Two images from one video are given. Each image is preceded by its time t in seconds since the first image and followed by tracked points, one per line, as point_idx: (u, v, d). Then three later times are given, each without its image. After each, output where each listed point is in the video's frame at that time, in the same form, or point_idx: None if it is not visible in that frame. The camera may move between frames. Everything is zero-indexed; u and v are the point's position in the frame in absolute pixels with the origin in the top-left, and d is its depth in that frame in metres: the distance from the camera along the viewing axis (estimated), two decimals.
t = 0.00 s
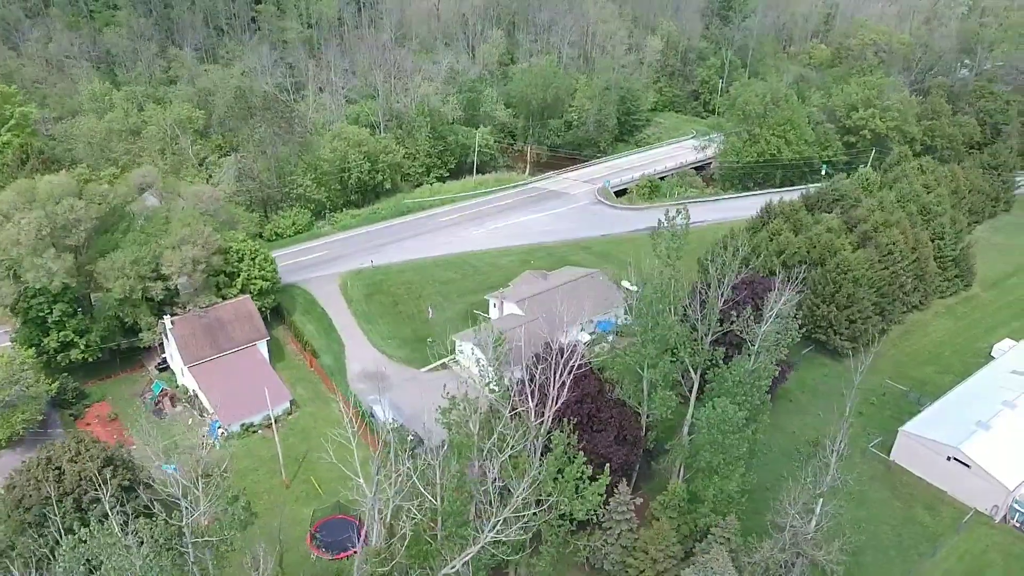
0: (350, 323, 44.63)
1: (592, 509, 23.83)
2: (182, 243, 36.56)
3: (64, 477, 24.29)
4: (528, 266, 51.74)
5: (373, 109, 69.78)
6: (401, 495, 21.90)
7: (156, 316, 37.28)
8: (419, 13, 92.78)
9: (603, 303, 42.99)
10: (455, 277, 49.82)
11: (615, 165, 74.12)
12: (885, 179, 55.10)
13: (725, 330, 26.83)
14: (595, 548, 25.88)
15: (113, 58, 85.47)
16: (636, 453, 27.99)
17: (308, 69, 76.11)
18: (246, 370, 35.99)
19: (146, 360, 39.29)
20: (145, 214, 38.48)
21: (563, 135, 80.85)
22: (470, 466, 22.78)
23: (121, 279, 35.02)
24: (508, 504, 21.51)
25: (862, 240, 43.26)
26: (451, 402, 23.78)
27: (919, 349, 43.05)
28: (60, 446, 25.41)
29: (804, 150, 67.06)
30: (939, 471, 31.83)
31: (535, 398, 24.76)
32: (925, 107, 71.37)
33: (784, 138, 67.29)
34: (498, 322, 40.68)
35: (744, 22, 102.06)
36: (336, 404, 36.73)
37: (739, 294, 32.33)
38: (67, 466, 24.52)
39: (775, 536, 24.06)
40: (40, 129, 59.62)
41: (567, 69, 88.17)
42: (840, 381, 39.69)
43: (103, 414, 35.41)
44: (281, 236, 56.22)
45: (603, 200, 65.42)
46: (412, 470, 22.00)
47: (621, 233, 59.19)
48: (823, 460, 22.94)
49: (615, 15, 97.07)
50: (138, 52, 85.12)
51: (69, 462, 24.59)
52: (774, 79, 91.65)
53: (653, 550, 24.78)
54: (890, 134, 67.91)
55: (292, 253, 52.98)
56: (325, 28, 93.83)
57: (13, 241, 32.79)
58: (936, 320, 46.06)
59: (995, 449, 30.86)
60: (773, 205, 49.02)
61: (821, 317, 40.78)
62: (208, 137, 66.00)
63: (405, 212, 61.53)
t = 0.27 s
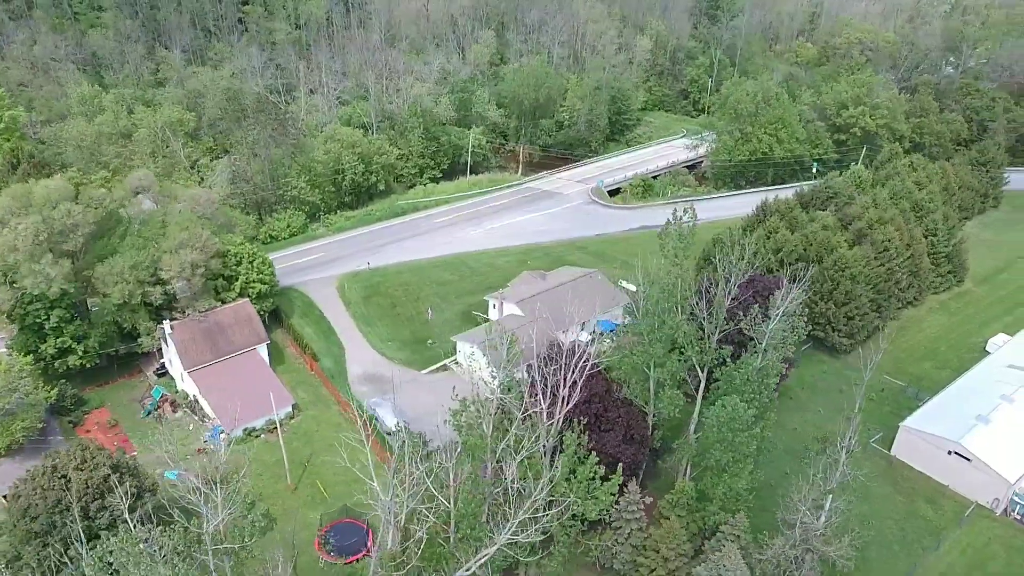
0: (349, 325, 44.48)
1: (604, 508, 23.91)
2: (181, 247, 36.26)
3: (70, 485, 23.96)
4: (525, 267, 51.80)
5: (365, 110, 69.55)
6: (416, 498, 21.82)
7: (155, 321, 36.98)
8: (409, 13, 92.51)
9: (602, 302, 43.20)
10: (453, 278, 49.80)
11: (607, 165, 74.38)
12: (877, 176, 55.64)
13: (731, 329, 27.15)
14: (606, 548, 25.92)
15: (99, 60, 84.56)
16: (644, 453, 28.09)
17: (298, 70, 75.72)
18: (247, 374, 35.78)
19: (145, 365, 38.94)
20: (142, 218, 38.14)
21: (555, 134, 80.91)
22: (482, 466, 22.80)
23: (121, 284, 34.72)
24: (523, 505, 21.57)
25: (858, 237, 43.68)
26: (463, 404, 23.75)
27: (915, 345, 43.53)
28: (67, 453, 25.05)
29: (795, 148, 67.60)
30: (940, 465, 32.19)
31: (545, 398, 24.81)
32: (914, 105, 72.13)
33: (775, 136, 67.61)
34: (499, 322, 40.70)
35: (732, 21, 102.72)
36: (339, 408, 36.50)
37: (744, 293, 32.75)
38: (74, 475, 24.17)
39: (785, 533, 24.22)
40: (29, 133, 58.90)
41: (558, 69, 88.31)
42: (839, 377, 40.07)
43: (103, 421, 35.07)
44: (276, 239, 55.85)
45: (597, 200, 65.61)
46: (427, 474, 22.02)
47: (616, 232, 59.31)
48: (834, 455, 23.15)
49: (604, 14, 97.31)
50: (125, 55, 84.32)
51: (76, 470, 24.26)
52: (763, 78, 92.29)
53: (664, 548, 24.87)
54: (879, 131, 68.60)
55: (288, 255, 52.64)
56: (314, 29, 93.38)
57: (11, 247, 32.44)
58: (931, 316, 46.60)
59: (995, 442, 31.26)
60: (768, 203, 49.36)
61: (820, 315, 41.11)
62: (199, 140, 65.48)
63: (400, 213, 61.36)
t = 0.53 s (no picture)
0: (349, 327, 44.33)
1: (616, 508, 24.00)
2: (182, 250, 35.96)
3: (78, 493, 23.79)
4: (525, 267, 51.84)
5: (361, 111, 69.29)
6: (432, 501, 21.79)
7: (157, 325, 36.68)
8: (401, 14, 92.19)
9: (603, 302, 43.32)
10: (453, 279, 49.72)
11: (602, 164, 74.47)
12: (873, 174, 56.01)
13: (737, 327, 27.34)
14: (617, 548, 26.04)
15: (89, 62, 83.80)
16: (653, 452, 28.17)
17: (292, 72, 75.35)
18: (250, 378, 35.61)
19: (145, 370, 38.58)
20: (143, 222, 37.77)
21: (550, 134, 80.90)
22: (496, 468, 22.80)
23: (122, 288, 34.49)
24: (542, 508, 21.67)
25: (857, 236, 43.94)
26: (476, 406, 23.75)
27: (914, 341, 43.86)
28: (74, 459, 24.84)
29: (790, 147, 67.97)
30: (944, 461, 32.44)
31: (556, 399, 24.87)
32: (906, 104, 72.67)
33: (770, 135, 67.94)
34: (502, 323, 40.73)
35: (724, 20, 103.16)
36: (343, 411, 36.36)
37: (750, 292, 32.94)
38: (82, 482, 24.02)
39: (799, 530, 24.33)
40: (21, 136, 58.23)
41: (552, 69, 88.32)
42: (841, 375, 40.32)
43: (105, 426, 34.74)
44: (273, 241, 55.51)
45: (593, 199, 65.68)
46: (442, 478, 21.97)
47: (613, 232, 59.37)
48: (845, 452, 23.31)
49: (597, 14, 97.42)
50: (116, 57, 83.58)
51: (84, 477, 24.12)
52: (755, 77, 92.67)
53: (676, 546, 24.99)
54: (872, 130, 69.13)
55: (286, 258, 52.35)
56: (306, 31, 92.97)
57: (11, 252, 32.13)
58: (928, 312, 47.00)
59: (998, 438, 31.56)
60: (767, 202, 49.57)
61: (821, 313, 41.24)
62: (193, 142, 65.01)
63: (397, 214, 61.15)
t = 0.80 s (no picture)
0: (347, 329, 44.10)
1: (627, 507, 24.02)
2: (179, 254, 35.60)
3: (84, 502, 23.46)
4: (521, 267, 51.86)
5: (352, 112, 68.96)
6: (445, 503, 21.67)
7: (154, 329, 36.28)
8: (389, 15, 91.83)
9: (601, 302, 43.49)
10: (449, 280, 49.64)
11: (593, 164, 74.63)
12: (864, 171, 56.55)
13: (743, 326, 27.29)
14: (626, 547, 25.98)
15: (73, 64, 82.63)
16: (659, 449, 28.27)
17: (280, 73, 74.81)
18: (251, 382, 35.38)
19: (142, 375, 38.19)
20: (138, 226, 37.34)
21: (541, 134, 80.89)
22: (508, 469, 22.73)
23: (119, 293, 34.04)
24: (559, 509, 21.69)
25: (851, 232, 44.36)
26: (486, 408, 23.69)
27: (908, 336, 44.37)
28: (78, 467, 24.41)
29: (780, 145, 68.51)
30: (944, 454, 32.81)
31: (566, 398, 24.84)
32: (892, 101, 73.42)
33: (759, 133, 68.45)
34: (501, 324, 40.75)
35: (710, 19, 103.67)
36: (344, 413, 36.18)
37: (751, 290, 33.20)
38: (87, 490, 23.65)
39: (808, 525, 24.50)
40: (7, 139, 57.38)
41: (541, 68, 88.34)
42: (838, 370, 40.68)
43: (103, 433, 34.33)
44: (267, 243, 55.08)
45: (585, 199, 65.79)
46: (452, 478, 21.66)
47: (607, 231, 59.50)
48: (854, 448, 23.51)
49: (584, 13, 97.61)
50: (101, 58, 82.55)
51: (89, 485, 23.74)
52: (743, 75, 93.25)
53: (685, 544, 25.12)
54: (861, 127, 69.80)
55: (280, 260, 51.98)
56: (293, 32, 92.40)
57: (6, 257, 31.67)
58: (921, 307, 47.54)
59: (996, 430, 31.99)
60: (761, 199, 49.90)
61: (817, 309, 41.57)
62: (183, 145, 64.40)
63: (390, 215, 60.90)
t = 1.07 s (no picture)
0: (345, 331, 43.86)
1: (638, 506, 24.03)
2: (177, 257, 35.26)
3: (92, 509, 23.25)
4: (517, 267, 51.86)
5: (344, 113, 68.64)
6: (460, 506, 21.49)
7: (152, 334, 35.91)
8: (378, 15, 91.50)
9: (599, 301, 43.55)
10: (446, 281, 49.55)
11: (585, 163, 74.75)
12: (855, 168, 57.05)
13: (749, 322, 27.79)
14: (636, 544, 26.25)
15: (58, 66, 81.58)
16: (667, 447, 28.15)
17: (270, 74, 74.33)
18: (252, 386, 35.19)
19: (140, 381, 37.81)
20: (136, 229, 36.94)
21: (533, 134, 80.84)
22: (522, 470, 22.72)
23: (118, 298, 33.66)
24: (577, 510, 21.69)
25: (846, 229, 44.76)
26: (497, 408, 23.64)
27: (903, 331, 44.84)
28: (84, 475, 24.17)
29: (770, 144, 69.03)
30: (944, 448, 33.13)
31: (578, 395, 24.72)
32: (880, 99, 74.11)
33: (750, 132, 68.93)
34: (501, 324, 40.73)
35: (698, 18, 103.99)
36: (345, 415, 35.99)
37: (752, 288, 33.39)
38: (94, 498, 23.43)
39: (817, 521, 24.64)
40: None
41: (532, 68, 88.37)
42: (836, 366, 40.99)
43: (102, 439, 33.95)
44: (261, 245, 54.70)
45: (579, 198, 65.87)
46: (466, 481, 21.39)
47: (601, 230, 59.59)
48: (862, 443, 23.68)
49: (573, 13, 97.77)
50: (87, 60, 81.55)
51: (96, 491, 23.55)
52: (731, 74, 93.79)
53: (694, 541, 25.26)
54: (850, 125, 70.44)
55: (275, 262, 51.64)
56: (282, 33, 91.82)
57: (3, 263, 31.24)
58: (914, 303, 48.05)
59: (995, 424, 32.37)
60: (756, 197, 50.20)
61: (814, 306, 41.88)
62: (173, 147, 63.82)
63: (384, 216, 60.65)
